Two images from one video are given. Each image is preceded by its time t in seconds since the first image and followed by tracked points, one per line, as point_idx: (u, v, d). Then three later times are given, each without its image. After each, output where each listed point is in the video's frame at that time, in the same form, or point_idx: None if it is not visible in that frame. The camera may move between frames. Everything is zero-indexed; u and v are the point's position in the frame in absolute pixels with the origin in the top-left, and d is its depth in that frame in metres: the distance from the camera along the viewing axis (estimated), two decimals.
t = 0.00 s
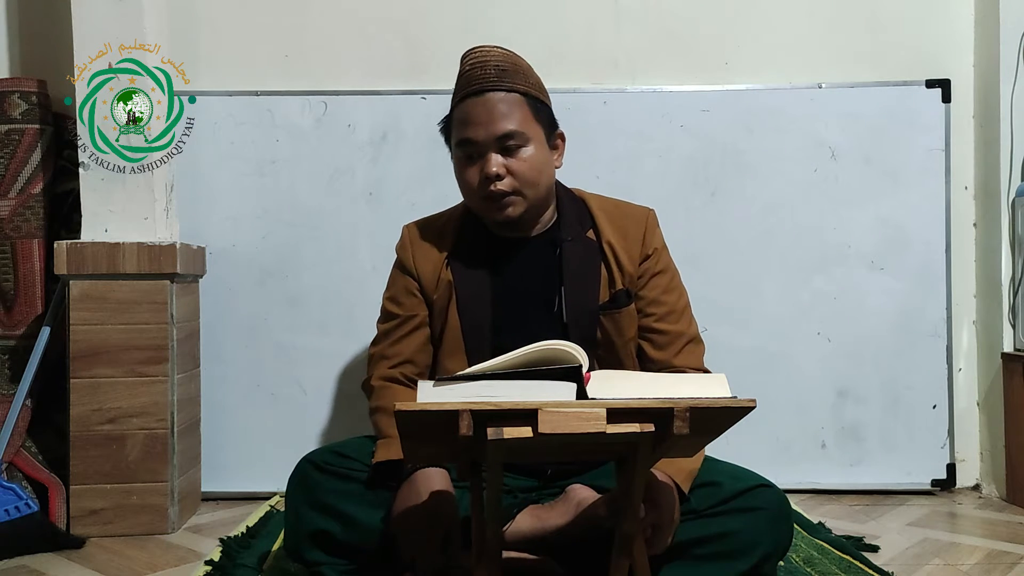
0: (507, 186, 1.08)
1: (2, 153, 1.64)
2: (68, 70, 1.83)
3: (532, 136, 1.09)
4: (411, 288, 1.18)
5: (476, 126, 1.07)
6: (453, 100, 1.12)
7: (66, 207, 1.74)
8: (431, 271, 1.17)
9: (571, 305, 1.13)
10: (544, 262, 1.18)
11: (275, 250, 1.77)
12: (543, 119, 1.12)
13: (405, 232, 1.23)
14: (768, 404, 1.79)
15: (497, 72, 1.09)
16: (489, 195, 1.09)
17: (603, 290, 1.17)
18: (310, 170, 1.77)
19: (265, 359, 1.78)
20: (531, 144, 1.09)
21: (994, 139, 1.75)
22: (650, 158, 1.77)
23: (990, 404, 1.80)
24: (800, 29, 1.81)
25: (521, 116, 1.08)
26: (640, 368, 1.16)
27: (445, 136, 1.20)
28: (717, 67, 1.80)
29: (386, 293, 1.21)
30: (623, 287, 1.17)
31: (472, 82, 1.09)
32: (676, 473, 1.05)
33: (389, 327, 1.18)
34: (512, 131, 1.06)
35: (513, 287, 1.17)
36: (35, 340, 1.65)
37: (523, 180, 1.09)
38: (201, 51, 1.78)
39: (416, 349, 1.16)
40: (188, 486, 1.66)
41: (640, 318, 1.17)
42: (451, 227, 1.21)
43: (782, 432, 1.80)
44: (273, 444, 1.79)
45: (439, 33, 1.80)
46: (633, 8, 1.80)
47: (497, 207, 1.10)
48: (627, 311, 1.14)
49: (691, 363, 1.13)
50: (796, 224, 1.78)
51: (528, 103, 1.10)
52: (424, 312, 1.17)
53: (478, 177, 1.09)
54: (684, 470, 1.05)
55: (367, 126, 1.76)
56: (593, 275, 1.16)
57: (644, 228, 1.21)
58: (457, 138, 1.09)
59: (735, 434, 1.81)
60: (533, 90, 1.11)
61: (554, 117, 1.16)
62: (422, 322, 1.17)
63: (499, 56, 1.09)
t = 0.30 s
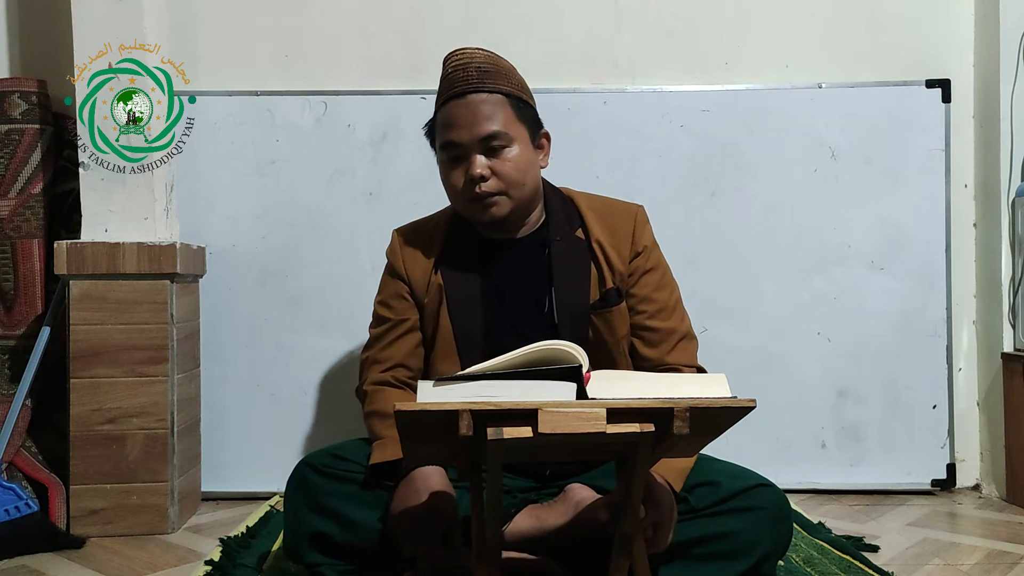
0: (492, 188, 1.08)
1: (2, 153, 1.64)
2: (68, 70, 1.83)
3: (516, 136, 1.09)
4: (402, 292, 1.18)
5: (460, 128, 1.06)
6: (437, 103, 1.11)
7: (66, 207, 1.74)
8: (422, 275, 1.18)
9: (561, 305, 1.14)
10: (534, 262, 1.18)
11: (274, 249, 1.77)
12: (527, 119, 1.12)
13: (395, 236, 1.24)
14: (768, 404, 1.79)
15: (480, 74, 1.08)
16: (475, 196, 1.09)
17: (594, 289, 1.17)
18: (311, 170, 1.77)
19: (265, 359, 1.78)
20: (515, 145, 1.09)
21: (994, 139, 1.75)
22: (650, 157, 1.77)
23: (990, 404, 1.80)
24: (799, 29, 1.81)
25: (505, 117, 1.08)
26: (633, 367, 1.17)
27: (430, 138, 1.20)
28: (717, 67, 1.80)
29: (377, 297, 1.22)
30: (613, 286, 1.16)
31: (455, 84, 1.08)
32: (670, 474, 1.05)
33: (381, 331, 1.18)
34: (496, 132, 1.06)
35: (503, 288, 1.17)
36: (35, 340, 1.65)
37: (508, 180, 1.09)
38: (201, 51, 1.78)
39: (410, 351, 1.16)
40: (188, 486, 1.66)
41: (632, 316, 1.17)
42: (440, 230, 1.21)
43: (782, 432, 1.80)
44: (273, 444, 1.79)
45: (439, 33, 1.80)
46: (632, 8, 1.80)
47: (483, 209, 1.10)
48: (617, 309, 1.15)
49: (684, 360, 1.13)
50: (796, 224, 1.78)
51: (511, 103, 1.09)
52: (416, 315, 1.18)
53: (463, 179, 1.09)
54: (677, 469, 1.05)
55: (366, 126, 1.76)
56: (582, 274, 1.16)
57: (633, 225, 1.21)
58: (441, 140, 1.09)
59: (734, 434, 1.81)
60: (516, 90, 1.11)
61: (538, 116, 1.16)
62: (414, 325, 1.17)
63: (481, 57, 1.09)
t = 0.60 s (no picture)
0: (494, 188, 1.08)
1: (2, 153, 1.64)
2: (68, 70, 1.83)
3: (517, 137, 1.09)
4: (402, 291, 1.18)
5: (461, 129, 1.06)
6: (438, 103, 1.11)
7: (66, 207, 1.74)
8: (422, 274, 1.17)
9: (562, 306, 1.14)
10: (535, 262, 1.18)
11: (275, 249, 1.77)
12: (528, 120, 1.12)
13: (395, 236, 1.23)
14: (768, 404, 1.79)
15: (481, 75, 1.08)
16: (477, 197, 1.09)
17: (595, 290, 1.17)
18: (311, 170, 1.77)
19: (265, 359, 1.78)
20: (517, 145, 1.09)
21: (994, 139, 1.75)
22: (650, 157, 1.77)
23: (990, 404, 1.80)
24: (799, 28, 1.81)
25: (506, 118, 1.08)
26: (632, 367, 1.17)
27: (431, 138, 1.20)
28: (717, 67, 1.80)
29: (378, 296, 1.21)
30: (614, 287, 1.16)
31: (456, 84, 1.08)
32: (669, 476, 1.05)
33: (382, 330, 1.18)
34: (498, 133, 1.06)
35: (503, 288, 1.17)
36: (35, 340, 1.65)
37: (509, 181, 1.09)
38: (201, 51, 1.78)
39: (410, 351, 1.16)
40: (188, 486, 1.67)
41: (633, 317, 1.17)
42: (440, 229, 1.22)
43: (782, 432, 1.79)
44: (273, 444, 1.79)
45: (440, 33, 1.79)
46: (632, 8, 1.80)
47: (484, 209, 1.10)
48: (618, 310, 1.15)
49: (684, 361, 1.13)
50: (796, 224, 1.78)
51: (513, 104, 1.09)
52: (417, 315, 1.18)
53: (465, 179, 1.09)
54: (673, 470, 1.05)
55: (367, 126, 1.76)
56: (583, 275, 1.16)
57: (633, 226, 1.21)
58: (443, 141, 1.09)
59: (734, 434, 1.81)
60: (518, 91, 1.11)
61: (539, 117, 1.15)
62: (415, 325, 1.17)
63: (483, 58, 1.09)
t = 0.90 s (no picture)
0: (514, 186, 1.08)
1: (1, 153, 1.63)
2: (68, 70, 1.83)
3: (540, 136, 1.09)
4: (416, 281, 1.18)
5: (485, 125, 1.06)
6: (462, 98, 1.11)
7: (66, 207, 1.74)
8: (435, 267, 1.17)
9: (572, 306, 1.14)
10: (546, 262, 1.18)
11: (276, 249, 1.77)
12: (551, 121, 1.12)
13: (409, 229, 1.23)
14: (767, 403, 1.79)
15: (507, 72, 1.08)
16: (497, 194, 1.09)
17: (604, 293, 1.17)
18: (311, 170, 1.77)
19: (265, 359, 1.78)
20: (539, 144, 1.09)
21: (994, 139, 1.75)
22: (650, 157, 1.77)
23: (990, 404, 1.80)
24: (799, 28, 1.81)
25: (530, 116, 1.08)
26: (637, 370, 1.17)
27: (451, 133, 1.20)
28: (717, 67, 1.80)
29: (390, 287, 1.21)
30: (624, 290, 1.17)
31: (482, 80, 1.08)
32: (670, 477, 1.05)
33: (396, 321, 1.18)
34: (521, 131, 1.06)
35: (513, 287, 1.17)
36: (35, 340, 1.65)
37: (530, 180, 1.09)
38: (201, 51, 1.78)
39: (420, 347, 1.16)
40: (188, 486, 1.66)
41: (640, 322, 1.18)
42: (455, 224, 1.22)
43: (782, 432, 1.79)
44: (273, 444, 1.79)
45: (439, 33, 1.79)
46: (632, 8, 1.80)
47: (503, 207, 1.10)
48: (627, 315, 1.14)
49: (690, 368, 1.14)
50: (796, 224, 1.78)
51: (537, 103, 1.09)
52: (430, 307, 1.17)
53: (486, 176, 1.09)
54: (674, 472, 1.05)
55: (367, 126, 1.76)
56: (595, 277, 1.16)
57: (646, 233, 1.21)
58: (466, 136, 1.09)
59: (734, 434, 1.81)
60: (542, 90, 1.11)
61: (561, 118, 1.16)
62: (428, 317, 1.17)
63: (510, 56, 1.09)
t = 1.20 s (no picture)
0: (540, 183, 1.08)
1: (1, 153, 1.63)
2: (68, 69, 1.83)
3: (568, 135, 1.09)
4: (431, 274, 1.17)
5: (515, 120, 1.06)
6: (490, 94, 1.11)
7: (66, 207, 1.74)
8: (452, 261, 1.17)
9: (585, 307, 1.14)
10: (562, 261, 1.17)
11: (276, 248, 1.77)
12: (578, 122, 1.13)
13: (425, 222, 1.22)
14: (767, 403, 1.79)
15: (537, 71, 1.09)
16: (522, 190, 1.08)
17: (618, 294, 1.17)
18: (310, 169, 1.77)
19: (266, 358, 1.78)
20: (566, 143, 1.09)
21: (994, 139, 1.75)
22: (650, 157, 1.77)
23: (990, 404, 1.80)
24: (799, 28, 1.81)
25: (559, 114, 1.08)
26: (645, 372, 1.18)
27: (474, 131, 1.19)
28: (716, 67, 1.80)
29: (403, 279, 1.20)
30: (638, 292, 1.17)
31: (512, 77, 1.08)
32: (672, 476, 1.05)
33: (409, 313, 1.16)
34: (551, 128, 1.06)
35: (529, 285, 1.16)
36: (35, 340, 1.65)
37: (556, 177, 1.09)
38: (201, 51, 1.78)
39: (434, 339, 1.16)
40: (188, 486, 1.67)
41: (652, 325, 1.18)
42: (473, 218, 1.21)
43: (782, 432, 1.79)
44: (273, 444, 1.79)
45: (439, 33, 1.79)
46: (632, 8, 1.80)
47: (527, 204, 1.09)
48: (639, 317, 1.16)
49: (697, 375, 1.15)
50: (796, 224, 1.78)
51: (565, 103, 1.10)
52: (445, 301, 1.17)
53: (512, 171, 1.08)
54: (678, 472, 1.05)
55: (367, 126, 1.76)
56: (610, 279, 1.16)
57: (662, 238, 1.21)
58: (494, 132, 1.08)
59: (735, 434, 1.81)
60: (570, 91, 1.11)
61: (586, 120, 1.16)
62: (443, 311, 1.16)
63: (540, 55, 1.09)
